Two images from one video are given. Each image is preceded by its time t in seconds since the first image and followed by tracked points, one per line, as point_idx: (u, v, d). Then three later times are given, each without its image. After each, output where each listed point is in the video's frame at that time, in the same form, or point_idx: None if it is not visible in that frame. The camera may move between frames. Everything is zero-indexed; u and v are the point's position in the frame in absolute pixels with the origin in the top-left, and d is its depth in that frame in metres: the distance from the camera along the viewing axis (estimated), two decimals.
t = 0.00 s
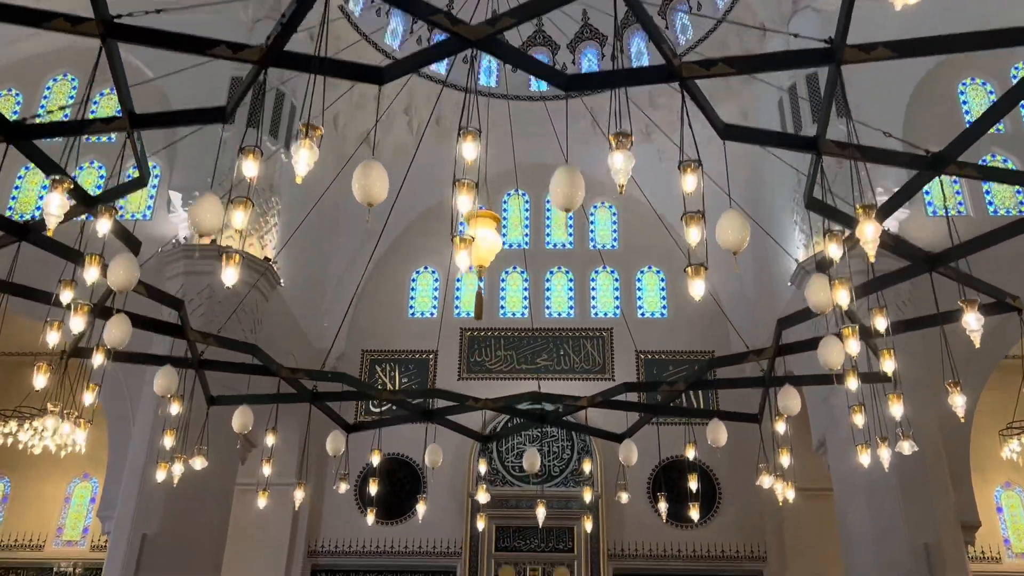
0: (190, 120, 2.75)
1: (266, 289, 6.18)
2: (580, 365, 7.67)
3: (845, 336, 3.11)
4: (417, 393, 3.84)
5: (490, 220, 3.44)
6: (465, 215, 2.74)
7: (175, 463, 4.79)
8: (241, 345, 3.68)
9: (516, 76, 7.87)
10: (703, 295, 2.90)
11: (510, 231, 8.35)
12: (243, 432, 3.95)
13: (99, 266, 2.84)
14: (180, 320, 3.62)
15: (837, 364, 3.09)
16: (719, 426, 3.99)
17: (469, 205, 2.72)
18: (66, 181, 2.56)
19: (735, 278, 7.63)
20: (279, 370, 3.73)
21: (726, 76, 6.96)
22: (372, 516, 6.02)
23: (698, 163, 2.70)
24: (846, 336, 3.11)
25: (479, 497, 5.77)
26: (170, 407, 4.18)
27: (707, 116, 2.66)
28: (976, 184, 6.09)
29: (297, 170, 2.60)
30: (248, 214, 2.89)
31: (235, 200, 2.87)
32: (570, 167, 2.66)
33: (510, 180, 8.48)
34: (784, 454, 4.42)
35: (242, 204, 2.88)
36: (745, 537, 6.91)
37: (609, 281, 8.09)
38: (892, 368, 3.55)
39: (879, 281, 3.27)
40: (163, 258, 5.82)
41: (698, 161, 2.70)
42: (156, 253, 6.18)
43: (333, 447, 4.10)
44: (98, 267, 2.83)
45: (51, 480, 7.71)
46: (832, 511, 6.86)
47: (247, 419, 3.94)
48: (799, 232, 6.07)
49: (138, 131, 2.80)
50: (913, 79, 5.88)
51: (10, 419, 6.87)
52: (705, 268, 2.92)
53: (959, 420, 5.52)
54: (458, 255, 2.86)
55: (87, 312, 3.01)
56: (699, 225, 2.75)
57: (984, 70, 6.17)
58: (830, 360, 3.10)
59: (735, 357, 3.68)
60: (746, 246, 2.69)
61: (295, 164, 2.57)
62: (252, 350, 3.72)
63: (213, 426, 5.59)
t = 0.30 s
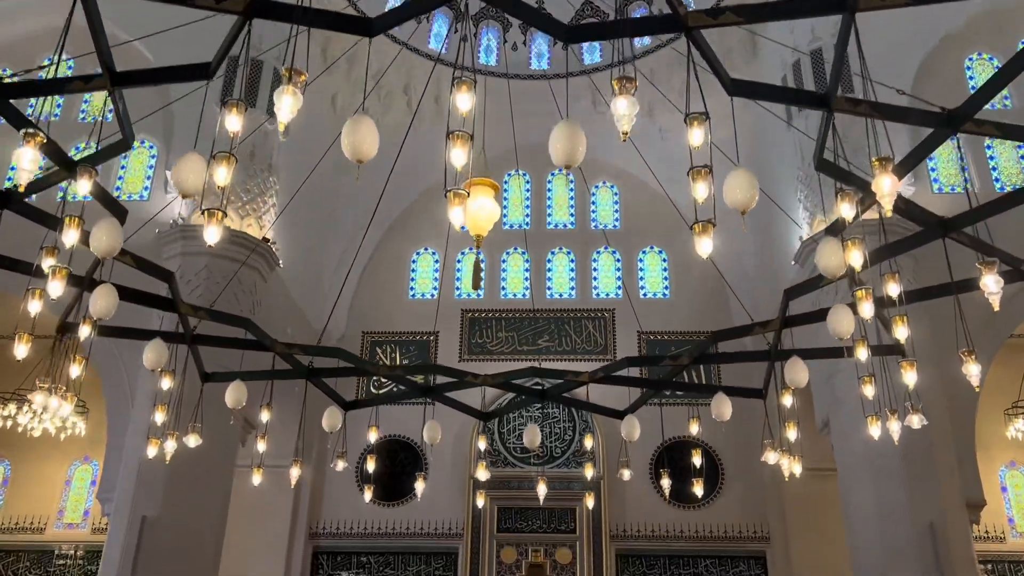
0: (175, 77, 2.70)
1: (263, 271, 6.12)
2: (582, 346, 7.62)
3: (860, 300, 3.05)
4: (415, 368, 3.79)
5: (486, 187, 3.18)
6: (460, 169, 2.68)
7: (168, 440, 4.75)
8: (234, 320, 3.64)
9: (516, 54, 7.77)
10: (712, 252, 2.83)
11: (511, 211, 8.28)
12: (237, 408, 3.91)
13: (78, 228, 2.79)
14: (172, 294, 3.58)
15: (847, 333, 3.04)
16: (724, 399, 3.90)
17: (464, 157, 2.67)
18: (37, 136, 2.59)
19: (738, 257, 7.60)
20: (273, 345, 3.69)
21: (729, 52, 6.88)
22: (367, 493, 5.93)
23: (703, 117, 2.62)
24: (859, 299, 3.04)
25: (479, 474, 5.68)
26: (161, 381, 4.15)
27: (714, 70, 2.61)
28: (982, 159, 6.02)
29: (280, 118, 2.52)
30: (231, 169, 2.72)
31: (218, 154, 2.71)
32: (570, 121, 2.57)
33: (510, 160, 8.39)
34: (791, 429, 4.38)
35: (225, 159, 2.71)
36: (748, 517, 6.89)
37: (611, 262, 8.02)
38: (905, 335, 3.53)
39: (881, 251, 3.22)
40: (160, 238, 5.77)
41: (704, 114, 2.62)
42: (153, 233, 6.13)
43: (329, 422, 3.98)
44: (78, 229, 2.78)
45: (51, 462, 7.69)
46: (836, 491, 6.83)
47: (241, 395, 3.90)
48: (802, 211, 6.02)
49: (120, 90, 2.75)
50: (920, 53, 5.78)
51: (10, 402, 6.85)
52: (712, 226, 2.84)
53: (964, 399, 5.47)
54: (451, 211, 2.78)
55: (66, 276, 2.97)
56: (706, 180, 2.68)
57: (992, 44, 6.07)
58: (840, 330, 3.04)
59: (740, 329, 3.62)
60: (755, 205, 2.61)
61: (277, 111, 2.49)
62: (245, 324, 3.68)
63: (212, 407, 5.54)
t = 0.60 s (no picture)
0: (164, 23, 2.64)
1: (262, 242, 6.05)
2: (584, 318, 7.57)
3: (879, 250, 2.92)
4: (415, 333, 3.74)
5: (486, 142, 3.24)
6: (459, 106, 2.62)
7: (164, 405, 4.68)
8: (228, 283, 3.59)
9: (517, 20, 7.66)
10: (726, 197, 2.67)
11: (512, 181, 8.18)
12: (233, 372, 3.83)
13: (55, 178, 2.70)
14: (165, 257, 3.53)
15: (861, 290, 2.95)
16: (732, 362, 3.77)
17: (462, 94, 2.59)
18: (11, 74, 2.49)
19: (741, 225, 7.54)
20: (269, 309, 3.63)
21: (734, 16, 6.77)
22: (367, 460, 5.77)
23: (718, 53, 2.51)
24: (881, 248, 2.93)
25: (482, 439, 5.42)
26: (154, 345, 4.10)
27: (728, 10, 2.51)
28: (991, 126, 5.91)
29: (264, 49, 2.43)
30: (215, 111, 2.62)
31: (201, 94, 2.60)
32: (576, 60, 2.48)
33: (511, 129, 8.29)
34: (802, 391, 4.32)
35: (208, 99, 2.60)
36: (750, 488, 6.88)
37: (614, 232, 7.95)
38: (922, 291, 3.50)
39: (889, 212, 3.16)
40: (158, 209, 5.71)
41: (718, 50, 2.51)
42: (150, 201, 6.06)
43: (328, 388, 3.87)
44: (56, 178, 2.69)
45: (53, 435, 7.68)
46: (840, 461, 6.80)
47: (236, 358, 3.81)
48: (808, 180, 5.94)
49: (101, 36, 2.65)
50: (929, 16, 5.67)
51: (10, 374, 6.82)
52: (728, 168, 2.66)
53: (969, 367, 5.43)
54: (449, 150, 2.72)
55: (45, 227, 2.90)
56: (721, 120, 2.57)
57: (1004, 6, 5.94)
58: (855, 288, 2.97)
59: (748, 291, 3.55)
60: (770, 149, 2.52)
61: (260, 39, 2.39)
62: (240, 288, 3.63)
63: (212, 379, 5.51)
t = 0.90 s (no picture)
0: None
1: (260, 216, 5.99)
2: (585, 293, 7.51)
3: (906, 199, 2.69)
4: (414, 302, 3.67)
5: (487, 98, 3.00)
6: (461, 40, 2.42)
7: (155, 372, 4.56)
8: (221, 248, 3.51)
9: None
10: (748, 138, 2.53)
11: (512, 155, 8.10)
12: (227, 340, 3.70)
13: (33, 123, 2.60)
14: (155, 221, 3.44)
15: (875, 248, 2.82)
16: (741, 326, 3.67)
17: (465, 26, 2.40)
18: None
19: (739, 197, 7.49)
20: (265, 276, 3.56)
21: None
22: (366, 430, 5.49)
23: None
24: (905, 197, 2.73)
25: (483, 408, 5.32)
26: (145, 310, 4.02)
27: None
28: (997, 95, 5.83)
29: None
30: (200, 47, 2.50)
31: (185, 31, 2.49)
32: None
33: (511, 102, 8.20)
34: (813, 355, 4.24)
35: (194, 34, 2.49)
36: (751, 462, 6.87)
37: (614, 207, 7.87)
38: (946, 249, 3.12)
39: (898, 175, 3.08)
40: (153, 180, 5.64)
41: None
42: (147, 173, 5.99)
43: (325, 356, 3.76)
44: (34, 125, 2.60)
45: (51, 411, 7.65)
46: (841, 434, 6.78)
47: (230, 324, 3.68)
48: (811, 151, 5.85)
49: None
50: None
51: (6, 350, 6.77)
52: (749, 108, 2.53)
53: (974, 340, 5.39)
54: (452, 86, 2.55)
55: (23, 175, 2.77)
56: (741, 56, 2.43)
57: None
58: (870, 246, 2.84)
59: (756, 256, 3.47)
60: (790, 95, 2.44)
61: None
62: (233, 252, 3.55)
63: (210, 353, 5.46)
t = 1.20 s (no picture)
0: None
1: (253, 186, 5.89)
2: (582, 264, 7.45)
3: (928, 145, 2.65)
4: (407, 268, 3.60)
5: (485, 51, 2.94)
6: None
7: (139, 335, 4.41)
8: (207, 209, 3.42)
9: None
10: (764, 72, 2.48)
11: (508, 125, 7.99)
12: (214, 305, 3.58)
13: None
14: (138, 181, 3.35)
15: (887, 204, 2.75)
16: (745, 291, 3.50)
17: None
18: None
19: (737, 168, 7.42)
20: (253, 239, 3.47)
21: None
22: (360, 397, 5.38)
23: None
24: (927, 143, 2.67)
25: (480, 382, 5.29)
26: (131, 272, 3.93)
27: None
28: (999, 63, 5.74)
29: None
30: None
31: None
32: None
33: (506, 71, 8.09)
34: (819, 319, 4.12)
35: None
36: (748, 433, 6.85)
37: (611, 177, 7.79)
38: (965, 203, 2.92)
39: (905, 136, 3.01)
40: (144, 150, 5.56)
41: None
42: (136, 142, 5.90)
43: (317, 322, 3.67)
44: None
45: (44, 384, 7.60)
46: (838, 405, 6.77)
47: (218, 288, 3.56)
48: (811, 118, 5.75)
49: None
50: None
51: None
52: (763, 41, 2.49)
53: (973, 309, 5.36)
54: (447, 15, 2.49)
55: None
56: None
57: None
58: (883, 204, 2.76)
59: (760, 218, 3.40)
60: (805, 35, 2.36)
61: None
62: (220, 213, 3.47)
63: (203, 325, 5.41)
